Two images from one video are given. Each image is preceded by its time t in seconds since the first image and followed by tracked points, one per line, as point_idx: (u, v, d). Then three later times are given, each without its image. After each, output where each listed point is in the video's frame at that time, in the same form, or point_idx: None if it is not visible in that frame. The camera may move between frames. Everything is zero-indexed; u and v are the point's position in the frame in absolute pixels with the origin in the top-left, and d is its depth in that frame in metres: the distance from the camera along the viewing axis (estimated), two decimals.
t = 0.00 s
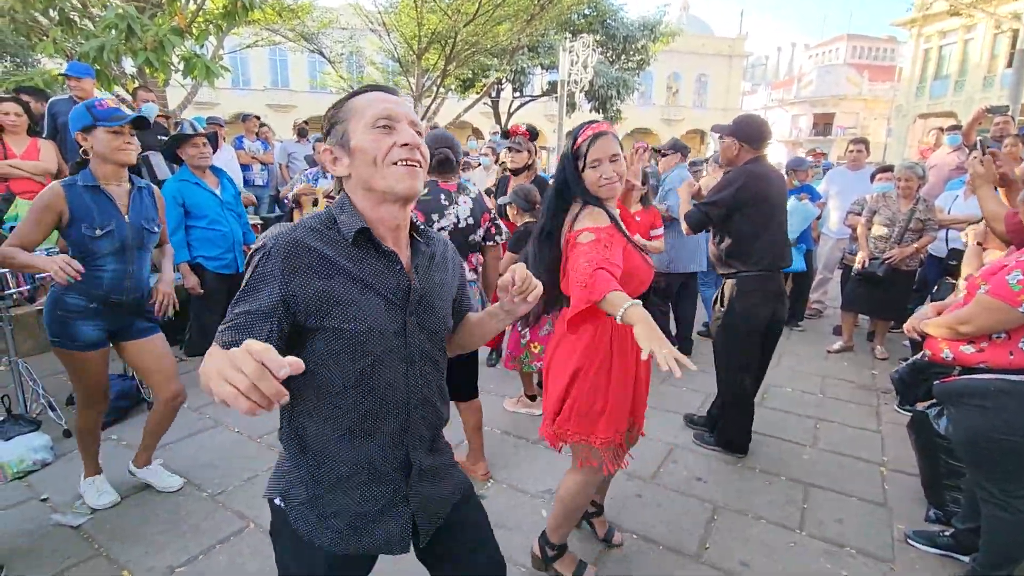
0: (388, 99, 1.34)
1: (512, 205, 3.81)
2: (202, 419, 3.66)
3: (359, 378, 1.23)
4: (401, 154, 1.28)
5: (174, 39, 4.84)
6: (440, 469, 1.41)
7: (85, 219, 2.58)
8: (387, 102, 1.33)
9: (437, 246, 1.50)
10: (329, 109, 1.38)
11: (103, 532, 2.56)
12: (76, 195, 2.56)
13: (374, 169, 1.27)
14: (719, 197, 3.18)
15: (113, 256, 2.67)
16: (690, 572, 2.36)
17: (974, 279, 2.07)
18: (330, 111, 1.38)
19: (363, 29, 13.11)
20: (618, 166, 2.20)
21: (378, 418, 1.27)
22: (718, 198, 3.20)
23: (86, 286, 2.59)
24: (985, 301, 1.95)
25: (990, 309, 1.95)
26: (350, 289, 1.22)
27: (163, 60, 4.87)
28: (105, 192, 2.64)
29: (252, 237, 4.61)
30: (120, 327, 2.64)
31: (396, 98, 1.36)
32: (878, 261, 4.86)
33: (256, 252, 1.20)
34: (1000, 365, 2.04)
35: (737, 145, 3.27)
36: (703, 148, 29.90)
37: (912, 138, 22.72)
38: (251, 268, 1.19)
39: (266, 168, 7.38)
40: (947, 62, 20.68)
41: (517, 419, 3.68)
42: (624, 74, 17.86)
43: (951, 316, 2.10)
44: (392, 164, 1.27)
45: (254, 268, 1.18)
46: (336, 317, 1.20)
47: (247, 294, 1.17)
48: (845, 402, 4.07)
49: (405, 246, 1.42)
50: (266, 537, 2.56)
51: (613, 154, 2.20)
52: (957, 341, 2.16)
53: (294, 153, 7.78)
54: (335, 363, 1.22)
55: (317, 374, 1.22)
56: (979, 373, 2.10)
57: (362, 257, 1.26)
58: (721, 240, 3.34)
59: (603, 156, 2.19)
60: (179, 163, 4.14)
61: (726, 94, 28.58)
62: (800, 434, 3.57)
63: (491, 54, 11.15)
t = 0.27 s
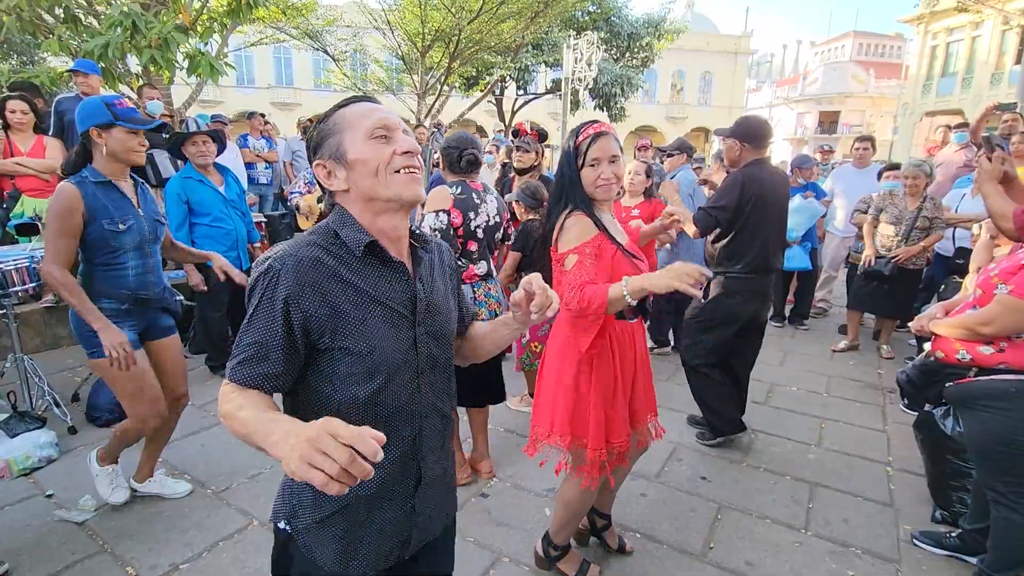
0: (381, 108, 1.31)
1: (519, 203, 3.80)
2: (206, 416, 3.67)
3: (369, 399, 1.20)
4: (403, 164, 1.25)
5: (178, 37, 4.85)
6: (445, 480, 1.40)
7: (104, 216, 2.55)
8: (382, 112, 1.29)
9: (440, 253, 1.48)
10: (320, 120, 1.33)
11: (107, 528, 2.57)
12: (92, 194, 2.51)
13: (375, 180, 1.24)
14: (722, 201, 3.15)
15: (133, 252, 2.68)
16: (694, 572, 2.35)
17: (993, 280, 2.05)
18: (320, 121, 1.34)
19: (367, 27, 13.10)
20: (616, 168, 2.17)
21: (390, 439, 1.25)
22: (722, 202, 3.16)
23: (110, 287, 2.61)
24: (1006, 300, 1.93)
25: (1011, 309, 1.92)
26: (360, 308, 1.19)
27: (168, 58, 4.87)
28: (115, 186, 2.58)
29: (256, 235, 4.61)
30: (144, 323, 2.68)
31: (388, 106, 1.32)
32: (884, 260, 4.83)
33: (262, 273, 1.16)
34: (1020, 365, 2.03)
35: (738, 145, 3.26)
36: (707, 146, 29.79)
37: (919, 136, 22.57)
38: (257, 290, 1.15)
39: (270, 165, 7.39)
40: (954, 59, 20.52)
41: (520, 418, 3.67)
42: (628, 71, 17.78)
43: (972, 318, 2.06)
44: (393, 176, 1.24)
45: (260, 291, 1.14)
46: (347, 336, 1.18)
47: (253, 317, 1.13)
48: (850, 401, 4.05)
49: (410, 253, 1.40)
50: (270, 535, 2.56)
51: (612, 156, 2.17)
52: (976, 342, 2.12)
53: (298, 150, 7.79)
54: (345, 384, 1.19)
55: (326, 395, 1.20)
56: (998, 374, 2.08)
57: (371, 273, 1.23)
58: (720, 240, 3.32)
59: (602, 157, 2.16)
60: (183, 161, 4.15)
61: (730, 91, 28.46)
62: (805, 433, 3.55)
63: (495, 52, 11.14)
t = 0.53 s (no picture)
0: (415, 100, 1.24)
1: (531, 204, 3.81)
2: (211, 417, 3.68)
3: (400, 413, 1.11)
4: (435, 161, 1.19)
5: (184, 39, 4.87)
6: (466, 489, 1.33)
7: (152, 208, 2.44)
8: (416, 105, 1.23)
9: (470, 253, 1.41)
10: (350, 114, 1.27)
11: (113, 528, 2.58)
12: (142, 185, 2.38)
13: (405, 177, 1.19)
14: (725, 203, 3.14)
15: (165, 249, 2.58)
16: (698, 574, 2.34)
17: (1010, 283, 2.04)
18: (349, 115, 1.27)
19: (371, 29, 13.13)
20: (630, 161, 2.16)
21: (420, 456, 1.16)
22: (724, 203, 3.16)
23: (134, 283, 2.43)
24: None
25: None
26: (394, 314, 1.11)
27: (173, 60, 4.89)
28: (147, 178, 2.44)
29: (260, 237, 4.62)
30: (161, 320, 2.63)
31: (422, 98, 1.27)
32: (890, 262, 4.81)
33: (290, 272, 1.06)
34: None
35: (731, 146, 3.25)
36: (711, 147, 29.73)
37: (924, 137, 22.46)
38: (282, 290, 1.05)
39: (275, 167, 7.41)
40: (959, 60, 20.43)
41: (524, 419, 3.67)
42: (631, 73, 17.77)
43: (995, 324, 2.04)
44: (425, 174, 1.19)
45: (287, 291, 1.04)
46: (379, 343, 1.08)
47: (279, 319, 1.03)
48: (856, 404, 4.03)
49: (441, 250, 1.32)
50: (275, 536, 2.57)
51: (625, 147, 2.15)
52: (996, 347, 2.10)
53: (302, 152, 7.81)
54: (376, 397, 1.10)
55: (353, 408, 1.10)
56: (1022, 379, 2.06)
57: (404, 276, 1.15)
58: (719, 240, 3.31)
59: (617, 147, 2.15)
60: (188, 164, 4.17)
61: (734, 93, 28.42)
62: (809, 436, 3.53)
63: (499, 54, 11.15)
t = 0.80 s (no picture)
0: (474, 120, 1.16)
1: (534, 209, 3.82)
2: (216, 420, 3.70)
3: (435, 455, 1.06)
4: (494, 189, 1.11)
5: (191, 44, 4.90)
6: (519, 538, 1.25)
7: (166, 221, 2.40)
8: (477, 126, 1.15)
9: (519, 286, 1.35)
10: (407, 130, 1.19)
11: (120, 530, 2.59)
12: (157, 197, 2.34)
13: (461, 206, 1.11)
14: (722, 217, 3.15)
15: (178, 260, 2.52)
16: None
17: None
18: (406, 131, 1.20)
19: (376, 33, 13.18)
20: (643, 175, 2.19)
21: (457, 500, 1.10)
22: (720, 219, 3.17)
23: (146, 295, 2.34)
24: None
25: None
26: (434, 351, 1.05)
27: (181, 65, 4.93)
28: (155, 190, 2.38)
29: (265, 240, 4.64)
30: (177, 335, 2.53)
31: (482, 117, 1.18)
32: (894, 267, 4.80)
33: (330, 303, 1.02)
34: None
35: (732, 155, 3.27)
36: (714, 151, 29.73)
37: (928, 141, 22.41)
38: (322, 322, 1.02)
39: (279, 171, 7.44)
40: (964, 64, 20.40)
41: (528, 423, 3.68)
42: (635, 77, 17.81)
43: (1015, 334, 2.00)
44: (483, 203, 1.11)
45: (326, 323, 1.01)
46: (418, 379, 1.04)
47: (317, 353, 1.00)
48: (860, 409, 4.02)
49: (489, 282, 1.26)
50: (280, 539, 2.58)
51: (637, 164, 2.19)
52: (1014, 356, 2.07)
53: (307, 156, 7.85)
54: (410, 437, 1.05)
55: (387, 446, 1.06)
56: None
57: (447, 308, 1.08)
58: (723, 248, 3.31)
59: (631, 163, 2.19)
60: (194, 167, 4.19)
61: (738, 97, 28.43)
62: (814, 441, 3.52)
63: (503, 58, 11.20)
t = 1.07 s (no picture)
0: (550, 102, 1.11)
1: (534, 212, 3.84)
2: (217, 421, 3.71)
3: (531, 470, 0.96)
4: (570, 180, 1.07)
5: (195, 45, 4.92)
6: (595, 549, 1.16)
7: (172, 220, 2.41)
8: (553, 109, 1.09)
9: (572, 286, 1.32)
10: (479, 107, 1.13)
11: (121, 531, 2.60)
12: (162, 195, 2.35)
13: (533, 196, 1.07)
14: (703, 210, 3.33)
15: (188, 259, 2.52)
16: None
17: None
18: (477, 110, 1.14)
19: (378, 36, 13.23)
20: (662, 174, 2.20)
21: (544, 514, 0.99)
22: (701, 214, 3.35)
23: (151, 290, 2.33)
24: None
25: None
26: (529, 351, 0.96)
27: (184, 66, 4.95)
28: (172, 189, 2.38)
29: (267, 241, 4.65)
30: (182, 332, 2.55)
31: (555, 99, 1.13)
32: (895, 273, 4.81)
33: (414, 296, 0.90)
34: None
35: (728, 158, 3.29)
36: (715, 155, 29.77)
37: (930, 146, 22.42)
38: (405, 320, 0.89)
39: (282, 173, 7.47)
40: (965, 70, 20.43)
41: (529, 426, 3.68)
42: (636, 81, 17.85)
43: None
44: (558, 195, 1.07)
45: (413, 322, 0.88)
46: (522, 375, 0.94)
47: (405, 354, 0.86)
48: (861, 414, 4.03)
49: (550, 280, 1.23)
50: (280, 540, 2.58)
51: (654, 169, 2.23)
52: None
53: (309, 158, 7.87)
54: (506, 448, 0.94)
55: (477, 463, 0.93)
56: None
57: (534, 301, 1.03)
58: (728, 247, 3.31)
59: (651, 162, 2.20)
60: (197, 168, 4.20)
61: (739, 101, 28.48)
62: (814, 446, 3.52)
63: (505, 61, 11.23)
